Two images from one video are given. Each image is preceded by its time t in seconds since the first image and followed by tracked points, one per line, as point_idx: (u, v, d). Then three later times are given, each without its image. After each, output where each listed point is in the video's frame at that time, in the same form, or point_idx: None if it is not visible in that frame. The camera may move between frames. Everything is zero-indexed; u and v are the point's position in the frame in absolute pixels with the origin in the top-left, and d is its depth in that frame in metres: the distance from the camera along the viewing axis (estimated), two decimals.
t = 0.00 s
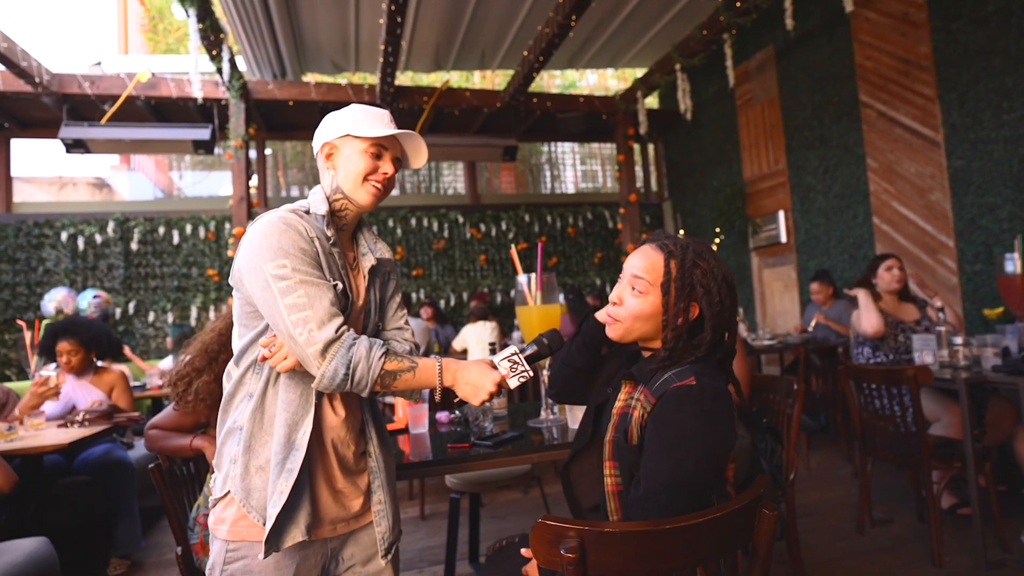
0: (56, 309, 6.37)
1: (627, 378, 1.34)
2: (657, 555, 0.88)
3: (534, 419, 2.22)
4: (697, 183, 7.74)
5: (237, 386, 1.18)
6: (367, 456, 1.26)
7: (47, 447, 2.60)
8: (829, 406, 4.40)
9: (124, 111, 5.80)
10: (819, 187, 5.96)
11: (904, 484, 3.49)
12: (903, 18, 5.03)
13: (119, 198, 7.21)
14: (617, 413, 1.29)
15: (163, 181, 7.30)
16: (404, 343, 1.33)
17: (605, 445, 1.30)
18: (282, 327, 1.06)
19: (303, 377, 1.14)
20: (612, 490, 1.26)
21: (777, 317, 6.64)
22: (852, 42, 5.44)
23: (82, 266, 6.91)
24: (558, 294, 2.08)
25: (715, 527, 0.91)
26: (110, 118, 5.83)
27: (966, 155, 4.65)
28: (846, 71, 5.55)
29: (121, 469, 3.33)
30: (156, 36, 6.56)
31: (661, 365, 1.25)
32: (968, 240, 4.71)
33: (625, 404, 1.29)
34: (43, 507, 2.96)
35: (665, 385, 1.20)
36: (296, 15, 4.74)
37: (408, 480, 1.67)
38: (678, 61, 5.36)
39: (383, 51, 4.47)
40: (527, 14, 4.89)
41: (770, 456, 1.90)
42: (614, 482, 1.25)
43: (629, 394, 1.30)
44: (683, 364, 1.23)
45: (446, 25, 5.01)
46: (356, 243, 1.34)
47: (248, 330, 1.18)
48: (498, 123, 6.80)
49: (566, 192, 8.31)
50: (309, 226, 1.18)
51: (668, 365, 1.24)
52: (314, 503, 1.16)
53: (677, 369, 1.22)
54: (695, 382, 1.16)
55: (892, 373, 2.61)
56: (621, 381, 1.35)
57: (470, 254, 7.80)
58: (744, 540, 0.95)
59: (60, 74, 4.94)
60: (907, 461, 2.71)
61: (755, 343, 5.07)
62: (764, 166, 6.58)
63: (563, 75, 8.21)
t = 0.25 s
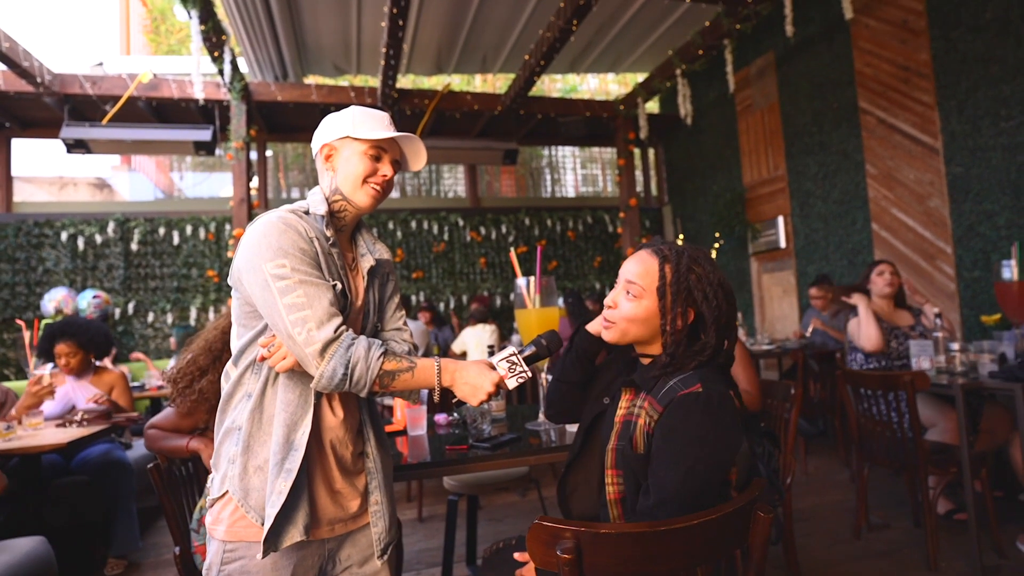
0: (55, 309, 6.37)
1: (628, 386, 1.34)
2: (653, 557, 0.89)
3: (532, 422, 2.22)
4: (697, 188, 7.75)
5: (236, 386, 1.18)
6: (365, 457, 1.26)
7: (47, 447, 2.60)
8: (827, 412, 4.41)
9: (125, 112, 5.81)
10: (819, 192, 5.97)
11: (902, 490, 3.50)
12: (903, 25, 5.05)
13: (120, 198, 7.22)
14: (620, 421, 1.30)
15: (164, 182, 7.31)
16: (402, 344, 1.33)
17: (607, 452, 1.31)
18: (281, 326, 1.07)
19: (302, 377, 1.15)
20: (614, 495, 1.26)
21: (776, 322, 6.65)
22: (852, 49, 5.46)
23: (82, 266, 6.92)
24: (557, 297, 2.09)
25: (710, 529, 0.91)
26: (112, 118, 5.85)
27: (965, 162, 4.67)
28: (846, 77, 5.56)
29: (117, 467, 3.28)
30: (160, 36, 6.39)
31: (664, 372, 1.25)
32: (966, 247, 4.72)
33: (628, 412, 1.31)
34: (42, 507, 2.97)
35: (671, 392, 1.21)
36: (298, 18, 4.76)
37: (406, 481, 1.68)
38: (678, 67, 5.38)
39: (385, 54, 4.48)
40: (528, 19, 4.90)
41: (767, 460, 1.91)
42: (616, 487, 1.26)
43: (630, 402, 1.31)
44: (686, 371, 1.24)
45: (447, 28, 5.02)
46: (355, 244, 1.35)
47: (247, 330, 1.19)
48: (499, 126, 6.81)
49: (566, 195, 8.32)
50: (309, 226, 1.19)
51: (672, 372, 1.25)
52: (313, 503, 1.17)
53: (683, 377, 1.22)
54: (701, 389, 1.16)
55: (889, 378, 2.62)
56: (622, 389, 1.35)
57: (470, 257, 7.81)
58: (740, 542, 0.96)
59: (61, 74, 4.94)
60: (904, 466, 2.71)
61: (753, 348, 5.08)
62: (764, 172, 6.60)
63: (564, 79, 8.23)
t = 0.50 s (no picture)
0: (57, 307, 6.38)
1: (622, 387, 1.32)
2: (651, 557, 0.89)
3: (531, 421, 2.22)
4: (697, 189, 7.75)
5: (235, 384, 1.18)
6: (364, 456, 1.26)
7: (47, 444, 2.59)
8: (826, 414, 4.41)
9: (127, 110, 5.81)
10: (820, 194, 5.97)
11: (901, 492, 3.50)
12: (905, 27, 5.05)
13: (121, 197, 7.23)
14: (615, 422, 1.29)
15: (165, 180, 7.32)
16: (401, 343, 1.33)
17: (601, 454, 1.30)
18: (281, 324, 1.07)
19: (301, 376, 1.15)
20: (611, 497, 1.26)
21: (776, 324, 6.65)
22: (854, 50, 5.46)
23: (83, 264, 6.93)
24: (557, 298, 2.09)
25: (709, 529, 0.91)
26: (113, 116, 5.85)
27: (967, 165, 4.67)
28: (848, 79, 5.57)
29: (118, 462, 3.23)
30: (160, 35, 6.59)
31: (656, 373, 1.25)
32: (967, 250, 4.72)
33: (623, 413, 1.28)
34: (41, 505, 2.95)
35: (662, 393, 1.20)
36: (299, 16, 4.76)
37: (405, 480, 1.68)
38: (680, 67, 5.38)
39: (386, 53, 4.48)
40: (530, 19, 4.90)
41: (766, 461, 1.91)
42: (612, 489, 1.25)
43: (626, 402, 1.29)
44: (676, 369, 1.23)
45: (448, 28, 5.02)
46: (354, 243, 1.35)
47: (246, 328, 1.19)
48: (500, 126, 6.81)
49: (566, 196, 8.33)
50: (308, 225, 1.19)
51: (663, 372, 1.24)
52: (312, 502, 1.17)
53: (673, 378, 1.22)
54: (691, 390, 1.16)
55: (889, 380, 2.61)
56: (616, 390, 1.35)
57: (470, 256, 7.81)
58: (737, 543, 0.96)
59: (62, 72, 4.92)
60: (904, 468, 2.71)
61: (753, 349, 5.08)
62: (765, 173, 6.60)
63: (565, 80, 8.24)
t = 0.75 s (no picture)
0: (64, 302, 6.42)
1: (620, 387, 1.33)
2: (654, 552, 0.89)
3: (534, 418, 2.22)
4: (702, 185, 7.74)
5: (240, 380, 1.19)
6: (368, 451, 1.27)
7: (54, 437, 2.61)
8: (830, 411, 4.41)
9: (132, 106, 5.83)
10: (825, 191, 5.96)
11: (905, 490, 3.50)
12: (912, 22, 5.03)
13: (126, 193, 7.25)
14: (616, 423, 1.29)
15: (169, 176, 7.34)
16: (405, 339, 1.34)
17: (604, 453, 1.31)
18: (285, 321, 1.08)
19: (305, 372, 1.15)
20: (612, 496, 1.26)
21: (780, 321, 6.64)
22: (861, 46, 5.44)
23: (88, 260, 6.95)
24: (561, 294, 2.09)
25: (712, 525, 0.92)
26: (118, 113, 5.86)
27: (974, 162, 4.65)
28: (854, 75, 5.54)
29: (123, 456, 3.26)
30: (165, 32, 6.53)
31: (656, 372, 1.25)
32: (973, 247, 4.70)
33: (623, 413, 1.30)
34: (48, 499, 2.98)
35: (662, 393, 1.20)
36: (303, 13, 4.76)
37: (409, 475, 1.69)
38: (685, 64, 5.37)
39: (390, 49, 4.47)
40: (535, 14, 4.89)
41: (770, 459, 1.91)
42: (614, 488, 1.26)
43: (625, 402, 1.29)
44: (674, 370, 1.23)
45: (452, 24, 5.01)
46: (358, 239, 1.35)
47: (251, 325, 1.19)
48: (504, 123, 6.80)
49: (570, 192, 8.32)
50: (312, 222, 1.19)
51: (664, 371, 1.25)
52: (316, 497, 1.17)
53: (674, 378, 1.21)
54: (692, 390, 1.16)
55: (893, 378, 2.61)
56: (616, 389, 1.35)
57: (473, 253, 7.81)
58: (740, 539, 0.96)
59: (68, 68, 4.93)
60: (908, 466, 2.70)
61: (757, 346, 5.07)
62: (770, 170, 6.58)
63: (569, 76, 8.23)
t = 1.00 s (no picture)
0: (75, 299, 6.47)
1: (630, 383, 1.32)
2: (665, 547, 0.89)
3: (542, 414, 2.22)
4: (709, 181, 7.71)
5: (250, 374, 1.19)
6: (377, 446, 1.27)
7: (65, 432, 2.63)
8: (839, 408, 4.39)
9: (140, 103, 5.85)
10: (834, 186, 5.92)
11: (915, 487, 3.48)
12: (924, 15, 4.98)
13: (135, 190, 7.28)
14: (625, 418, 1.29)
15: (177, 174, 7.38)
16: (414, 334, 1.34)
17: (612, 449, 1.30)
18: (295, 316, 1.08)
19: (315, 366, 1.15)
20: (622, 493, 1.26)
21: (788, 318, 6.61)
22: (872, 39, 5.39)
23: (98, 256, 6.99)
24: (569, 290, 2.08)
25: (723, 521, 0.91)
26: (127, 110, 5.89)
27: (987, 156, 4.61)
28: (864, 69, 5.50)
29: (134, 451, 3.29)
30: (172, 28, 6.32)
31: (666, 367, 1.24)
32: (985, 243, 4.66)
33: (632, 408, 1.30)
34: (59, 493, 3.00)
35: (673, 388, 1.19)
36: (309, 9, 4.75)
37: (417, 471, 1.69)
38: (693, 58, 5.33)
39: (397, 45, 4.46)
40: (541, 10, 4.87)
41: (778, 455, 1.89)
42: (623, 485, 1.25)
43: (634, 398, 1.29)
44: (683, 366, 1.22)
45: (459, 19, 4.99)
46: (367, 233, 1.35)
47: (260, 319, 1.19)
48: (511, 119, 6.78)
49: (577, 188, 8.30)
50: (321, 216, 1.19)
51: (673, 366, 1.24)
52: (325, 492, 1.18)
53: (683, 372, 1.20)
54: (702, 384, 1.15)
55: (905, 375, 2.59)
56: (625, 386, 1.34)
57: (480, 249, 7.81)
58: (750, 534, 0.95)
59: (77, 66, 4.96)
60: (919, 463, 2.68)
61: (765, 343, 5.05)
62: (779, 165, 6.54)
63: (576, 71, 8.20)
